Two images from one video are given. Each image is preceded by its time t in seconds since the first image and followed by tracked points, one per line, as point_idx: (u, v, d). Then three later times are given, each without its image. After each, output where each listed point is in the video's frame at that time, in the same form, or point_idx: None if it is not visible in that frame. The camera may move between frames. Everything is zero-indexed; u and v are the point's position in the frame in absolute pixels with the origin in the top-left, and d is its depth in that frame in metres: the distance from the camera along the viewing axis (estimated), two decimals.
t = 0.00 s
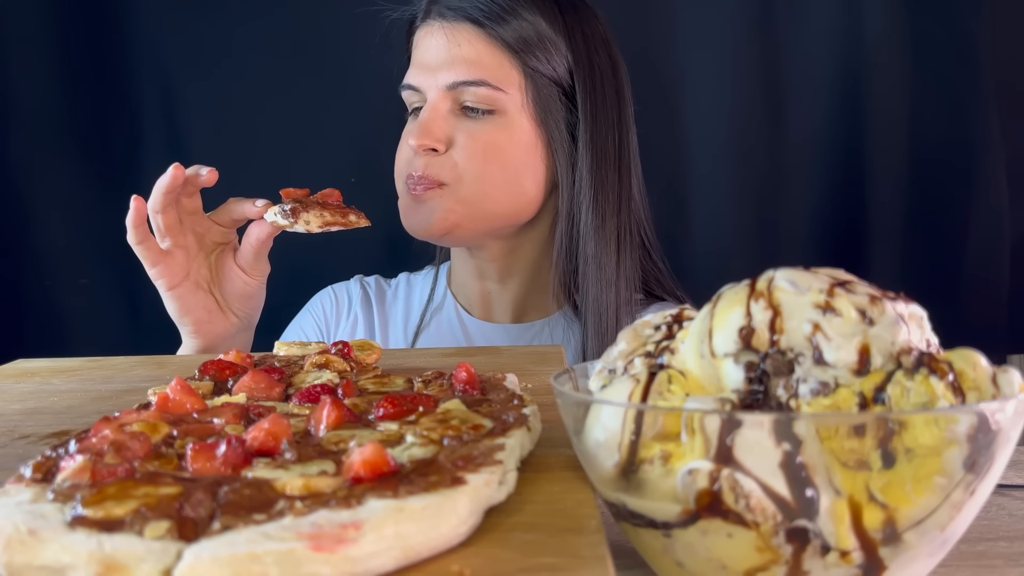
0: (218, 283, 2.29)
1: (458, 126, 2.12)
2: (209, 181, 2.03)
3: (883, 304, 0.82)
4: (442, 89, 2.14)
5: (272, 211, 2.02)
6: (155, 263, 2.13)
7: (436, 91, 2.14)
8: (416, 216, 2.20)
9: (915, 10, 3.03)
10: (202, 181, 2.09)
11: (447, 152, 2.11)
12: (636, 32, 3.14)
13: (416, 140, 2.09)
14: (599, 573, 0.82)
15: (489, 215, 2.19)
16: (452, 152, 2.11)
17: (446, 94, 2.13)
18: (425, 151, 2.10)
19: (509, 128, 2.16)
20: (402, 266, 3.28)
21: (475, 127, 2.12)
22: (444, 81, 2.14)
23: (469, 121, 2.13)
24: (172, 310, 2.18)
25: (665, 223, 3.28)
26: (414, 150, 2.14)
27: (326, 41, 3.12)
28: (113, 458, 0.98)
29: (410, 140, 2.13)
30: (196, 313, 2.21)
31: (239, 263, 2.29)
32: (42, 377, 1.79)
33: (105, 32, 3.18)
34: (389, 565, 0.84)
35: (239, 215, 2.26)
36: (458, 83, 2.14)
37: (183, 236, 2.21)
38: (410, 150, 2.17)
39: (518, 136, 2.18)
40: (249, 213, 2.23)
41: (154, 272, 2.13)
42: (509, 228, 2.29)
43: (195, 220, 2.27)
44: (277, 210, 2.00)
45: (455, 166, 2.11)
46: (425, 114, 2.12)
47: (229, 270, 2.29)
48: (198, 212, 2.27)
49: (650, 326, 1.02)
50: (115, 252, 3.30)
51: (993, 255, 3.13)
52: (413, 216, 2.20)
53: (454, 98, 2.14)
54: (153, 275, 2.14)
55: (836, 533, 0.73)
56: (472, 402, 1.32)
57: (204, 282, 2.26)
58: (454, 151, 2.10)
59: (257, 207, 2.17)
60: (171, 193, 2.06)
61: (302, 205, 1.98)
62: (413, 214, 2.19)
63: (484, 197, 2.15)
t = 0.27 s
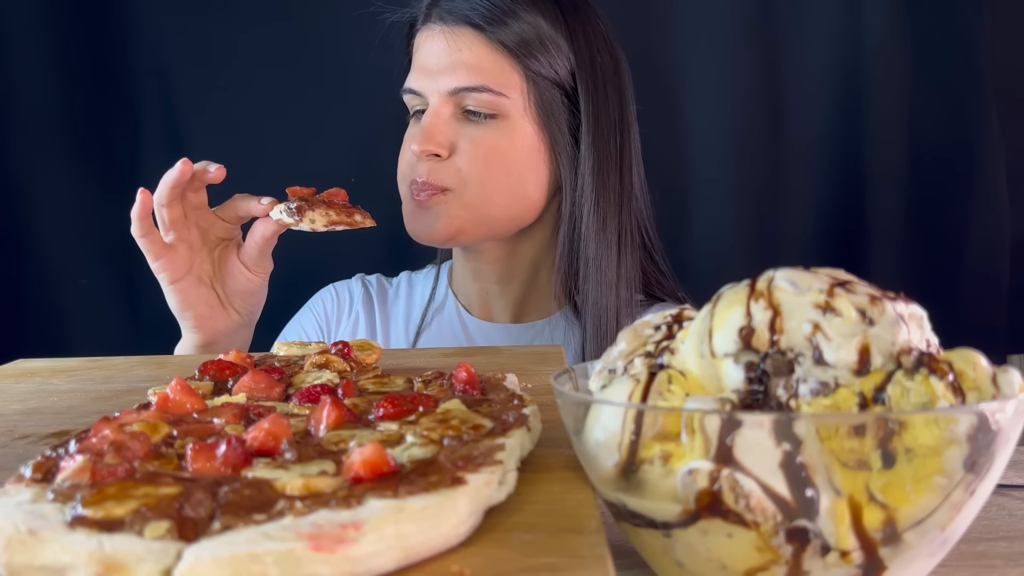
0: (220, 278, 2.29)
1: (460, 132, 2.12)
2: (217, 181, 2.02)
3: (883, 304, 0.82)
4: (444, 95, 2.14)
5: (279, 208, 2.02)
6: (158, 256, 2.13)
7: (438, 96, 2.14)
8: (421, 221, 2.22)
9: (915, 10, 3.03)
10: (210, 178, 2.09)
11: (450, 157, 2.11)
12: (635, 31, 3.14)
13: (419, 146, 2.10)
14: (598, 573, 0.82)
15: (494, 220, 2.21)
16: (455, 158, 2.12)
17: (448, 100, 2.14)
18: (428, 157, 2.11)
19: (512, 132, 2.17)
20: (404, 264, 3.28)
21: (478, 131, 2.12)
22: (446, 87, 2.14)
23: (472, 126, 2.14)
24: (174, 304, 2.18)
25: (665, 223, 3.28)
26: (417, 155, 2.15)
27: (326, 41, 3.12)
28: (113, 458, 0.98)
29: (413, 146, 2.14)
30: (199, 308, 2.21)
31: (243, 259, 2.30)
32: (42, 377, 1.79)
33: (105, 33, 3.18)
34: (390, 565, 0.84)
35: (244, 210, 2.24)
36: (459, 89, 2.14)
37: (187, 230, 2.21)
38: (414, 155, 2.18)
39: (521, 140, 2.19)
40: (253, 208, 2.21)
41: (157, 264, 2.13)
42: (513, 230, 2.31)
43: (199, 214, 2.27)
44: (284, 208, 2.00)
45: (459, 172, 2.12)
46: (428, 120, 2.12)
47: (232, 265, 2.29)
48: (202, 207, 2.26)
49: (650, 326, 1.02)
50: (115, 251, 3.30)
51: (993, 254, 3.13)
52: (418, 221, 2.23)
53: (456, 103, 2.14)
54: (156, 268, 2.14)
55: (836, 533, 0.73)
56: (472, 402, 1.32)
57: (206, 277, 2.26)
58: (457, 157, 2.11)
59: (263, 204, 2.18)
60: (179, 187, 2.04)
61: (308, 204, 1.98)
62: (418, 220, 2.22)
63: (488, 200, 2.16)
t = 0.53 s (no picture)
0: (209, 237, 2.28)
1: (466, 130, 2.13)
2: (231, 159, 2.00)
3: (883, 304, 0.82)
4: (450, 92, 2.14)
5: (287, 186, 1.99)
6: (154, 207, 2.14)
7: (444, 93, 2.15)
8: (425, 219, 2.23)
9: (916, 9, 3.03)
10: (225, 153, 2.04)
11: (456, 155, 2.12)
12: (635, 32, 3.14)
13: (424, 143, 2.10)
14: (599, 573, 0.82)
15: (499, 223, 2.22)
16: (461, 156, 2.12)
17: (454, 97, 2.14)
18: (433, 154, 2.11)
19: (518, 132, 2.17)
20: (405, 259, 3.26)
21: (485, 130, 2.13)
22: (452, 84, 2.14)
23: (479, 123, 2.14)
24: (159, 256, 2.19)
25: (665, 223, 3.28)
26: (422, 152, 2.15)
27: (326, 42, 3.12)
28: (113, 458, 0.98)
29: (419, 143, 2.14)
30: (182, 261, 2.22)
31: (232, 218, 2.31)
32: (42, 377, 1.79)
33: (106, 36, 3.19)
34: (389, 565, 0.84)
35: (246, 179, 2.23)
36: (466, 87, 2.14)
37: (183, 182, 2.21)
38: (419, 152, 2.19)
39: (527, 140, 2.19)
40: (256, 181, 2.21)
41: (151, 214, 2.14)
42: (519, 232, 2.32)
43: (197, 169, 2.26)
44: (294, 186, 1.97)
45: (465, 171, 2.13)
46: (434, 116, 2.13)
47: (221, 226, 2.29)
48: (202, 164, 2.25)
49: (650, 326, 1.02)
50: (115, 251, 3.30)
51: (993, 255, 3.12)
52: (422, 219, 2.24)
53: (463, 101, 2.15)
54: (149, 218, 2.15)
55: (836, 533, 0.73)
56: (472, 402, 1.32)
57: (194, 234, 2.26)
58: (462, 155, 2.12)
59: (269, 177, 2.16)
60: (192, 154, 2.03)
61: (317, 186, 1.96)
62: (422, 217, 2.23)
63: (493, 199, 2.17)
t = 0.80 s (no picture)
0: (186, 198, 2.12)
1: (476, 113, 2.12)
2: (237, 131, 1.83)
3: (883, 304, 0.82)
4: (462, 74, 2.15)
5: (300, 151, 1.94)
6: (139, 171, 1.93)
7: (456, 75, 2.15)
8: (424, 201, 2.18)
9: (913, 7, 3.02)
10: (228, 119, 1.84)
11: (462, 138, 2.09)
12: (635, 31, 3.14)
13: (431, 121, 2.08)
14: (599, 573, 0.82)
15: (502, 213, 2.19)
16: (467, 140, 2.09)
17: (466, 79, 2.15)
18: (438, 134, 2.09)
19: (527, 120, 2.17)
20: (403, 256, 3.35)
21: (495, 115, 2.13)
22: (466, 66, 2.15)
23: (488, 108, 2.14)
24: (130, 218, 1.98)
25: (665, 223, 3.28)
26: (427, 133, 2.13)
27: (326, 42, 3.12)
28: (113, 458, 0.98)
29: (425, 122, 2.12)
30: (152, 217, 1.99)
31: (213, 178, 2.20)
32: (42, 377, 1.79)
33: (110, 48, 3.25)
34: (389, 566, 0.84)
35: (234, 135, 1.99)
36: (478, 70, 2.15)
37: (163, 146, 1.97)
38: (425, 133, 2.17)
39: (537, 129, 2.19)
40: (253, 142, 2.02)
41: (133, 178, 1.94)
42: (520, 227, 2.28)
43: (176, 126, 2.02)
44: (310, 153, 1.93)
45: (470, 153, 2.10)
46: (443, 97, 2.12)
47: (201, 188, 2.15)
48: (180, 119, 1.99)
49: (650, 326, 1.02)
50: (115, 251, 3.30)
51: (993, 255, 3.12)
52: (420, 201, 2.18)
53: (473, 84, 2.15)
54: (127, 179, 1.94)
55: (836, 533, 0.73)
56: (472, 402, 1.32)
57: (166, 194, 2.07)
58: (468, 138, 2.09)
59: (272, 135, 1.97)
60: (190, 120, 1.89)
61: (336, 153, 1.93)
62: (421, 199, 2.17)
63: (496, 188, 2.14)
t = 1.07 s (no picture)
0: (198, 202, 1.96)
1: (491, 102, 2.11)
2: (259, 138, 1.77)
3: (883, 304, 0.82)
4: (482, 61, 2.14)
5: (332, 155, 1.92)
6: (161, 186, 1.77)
7: (475, 61, 2.14)
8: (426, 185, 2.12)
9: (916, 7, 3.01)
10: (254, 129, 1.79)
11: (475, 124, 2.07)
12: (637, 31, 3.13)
13: (446, 102, 2.05)
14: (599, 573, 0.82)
15: (508, 207, 2.16)
16: (480, 127, 2.07)
17: (484, 66, 2.13)
18: (451, 116, 2.06)
19: (542, 115, 2.16)
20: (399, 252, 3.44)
21: (513, 107, 2.12)
22: (486, 54, 2.14)
23: (505, 98, 2.13)
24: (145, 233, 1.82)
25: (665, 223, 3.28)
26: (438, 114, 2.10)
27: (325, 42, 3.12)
28: (113, 458, 0.98)
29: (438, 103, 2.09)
30: (171, 233, 1.84)
31: (233, 182, 2.05)
32: (42, 377, 1.79)
33: (112, 61, 3.29)
34: (389, 566, 0.84)
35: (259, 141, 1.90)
36: (499, 58, 2.14)
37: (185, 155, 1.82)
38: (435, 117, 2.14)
39: (551, 125, 2.19)
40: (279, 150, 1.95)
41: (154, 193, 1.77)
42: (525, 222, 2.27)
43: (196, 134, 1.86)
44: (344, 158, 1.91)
45: (483, 141, 2.07)
46: (460, 81, 2.10)
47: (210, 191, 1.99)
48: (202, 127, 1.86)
49: (650, 326, 1.02)
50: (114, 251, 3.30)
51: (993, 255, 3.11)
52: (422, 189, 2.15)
53: (492, 72, 2.14)
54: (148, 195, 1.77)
55: (836, 533, 0.73)
56: (472, 402, 1.32)
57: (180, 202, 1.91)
58: (482, 125, 2.07)
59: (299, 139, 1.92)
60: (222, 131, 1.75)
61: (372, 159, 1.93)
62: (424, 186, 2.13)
63: (504, 181, 2.12)
